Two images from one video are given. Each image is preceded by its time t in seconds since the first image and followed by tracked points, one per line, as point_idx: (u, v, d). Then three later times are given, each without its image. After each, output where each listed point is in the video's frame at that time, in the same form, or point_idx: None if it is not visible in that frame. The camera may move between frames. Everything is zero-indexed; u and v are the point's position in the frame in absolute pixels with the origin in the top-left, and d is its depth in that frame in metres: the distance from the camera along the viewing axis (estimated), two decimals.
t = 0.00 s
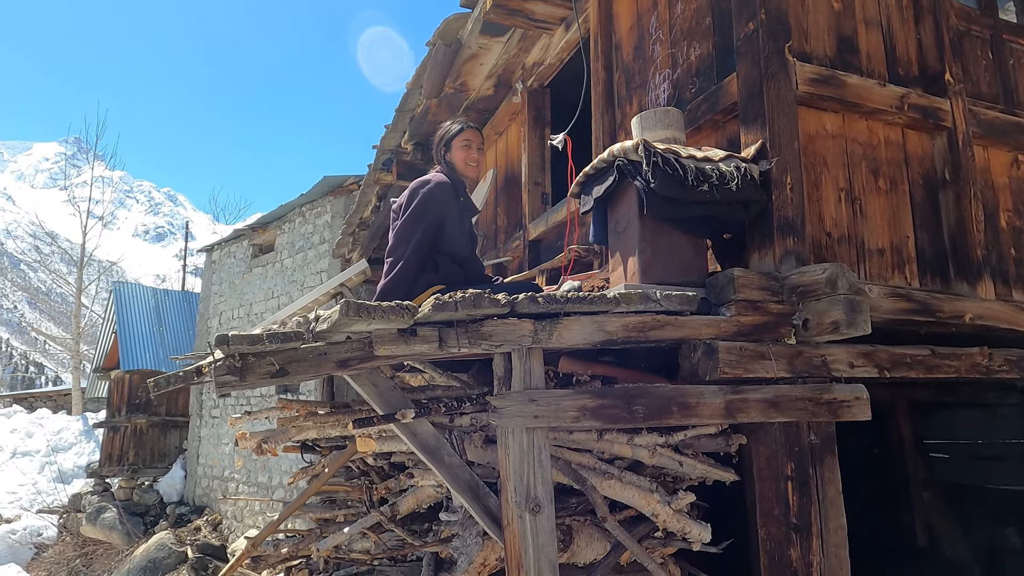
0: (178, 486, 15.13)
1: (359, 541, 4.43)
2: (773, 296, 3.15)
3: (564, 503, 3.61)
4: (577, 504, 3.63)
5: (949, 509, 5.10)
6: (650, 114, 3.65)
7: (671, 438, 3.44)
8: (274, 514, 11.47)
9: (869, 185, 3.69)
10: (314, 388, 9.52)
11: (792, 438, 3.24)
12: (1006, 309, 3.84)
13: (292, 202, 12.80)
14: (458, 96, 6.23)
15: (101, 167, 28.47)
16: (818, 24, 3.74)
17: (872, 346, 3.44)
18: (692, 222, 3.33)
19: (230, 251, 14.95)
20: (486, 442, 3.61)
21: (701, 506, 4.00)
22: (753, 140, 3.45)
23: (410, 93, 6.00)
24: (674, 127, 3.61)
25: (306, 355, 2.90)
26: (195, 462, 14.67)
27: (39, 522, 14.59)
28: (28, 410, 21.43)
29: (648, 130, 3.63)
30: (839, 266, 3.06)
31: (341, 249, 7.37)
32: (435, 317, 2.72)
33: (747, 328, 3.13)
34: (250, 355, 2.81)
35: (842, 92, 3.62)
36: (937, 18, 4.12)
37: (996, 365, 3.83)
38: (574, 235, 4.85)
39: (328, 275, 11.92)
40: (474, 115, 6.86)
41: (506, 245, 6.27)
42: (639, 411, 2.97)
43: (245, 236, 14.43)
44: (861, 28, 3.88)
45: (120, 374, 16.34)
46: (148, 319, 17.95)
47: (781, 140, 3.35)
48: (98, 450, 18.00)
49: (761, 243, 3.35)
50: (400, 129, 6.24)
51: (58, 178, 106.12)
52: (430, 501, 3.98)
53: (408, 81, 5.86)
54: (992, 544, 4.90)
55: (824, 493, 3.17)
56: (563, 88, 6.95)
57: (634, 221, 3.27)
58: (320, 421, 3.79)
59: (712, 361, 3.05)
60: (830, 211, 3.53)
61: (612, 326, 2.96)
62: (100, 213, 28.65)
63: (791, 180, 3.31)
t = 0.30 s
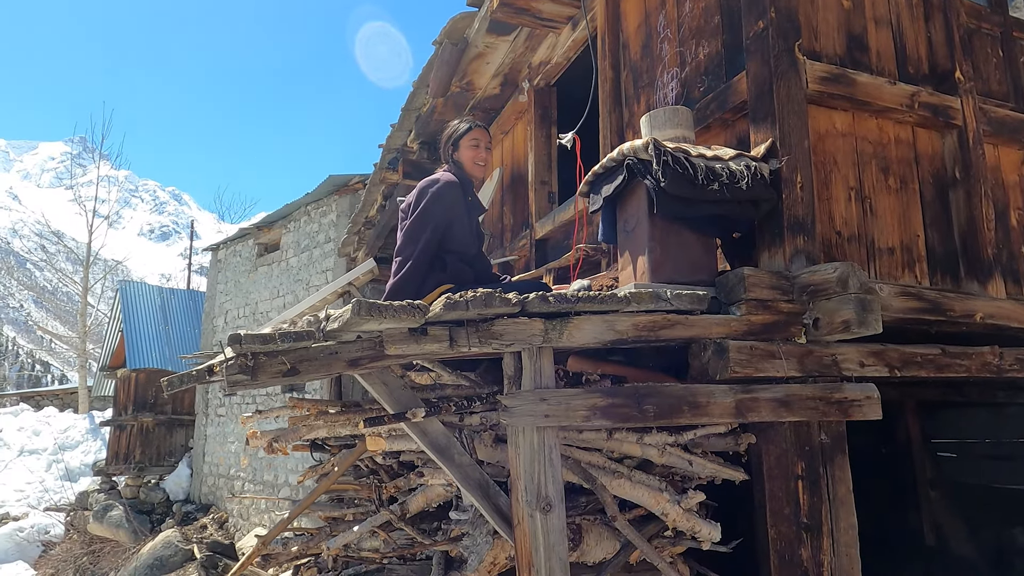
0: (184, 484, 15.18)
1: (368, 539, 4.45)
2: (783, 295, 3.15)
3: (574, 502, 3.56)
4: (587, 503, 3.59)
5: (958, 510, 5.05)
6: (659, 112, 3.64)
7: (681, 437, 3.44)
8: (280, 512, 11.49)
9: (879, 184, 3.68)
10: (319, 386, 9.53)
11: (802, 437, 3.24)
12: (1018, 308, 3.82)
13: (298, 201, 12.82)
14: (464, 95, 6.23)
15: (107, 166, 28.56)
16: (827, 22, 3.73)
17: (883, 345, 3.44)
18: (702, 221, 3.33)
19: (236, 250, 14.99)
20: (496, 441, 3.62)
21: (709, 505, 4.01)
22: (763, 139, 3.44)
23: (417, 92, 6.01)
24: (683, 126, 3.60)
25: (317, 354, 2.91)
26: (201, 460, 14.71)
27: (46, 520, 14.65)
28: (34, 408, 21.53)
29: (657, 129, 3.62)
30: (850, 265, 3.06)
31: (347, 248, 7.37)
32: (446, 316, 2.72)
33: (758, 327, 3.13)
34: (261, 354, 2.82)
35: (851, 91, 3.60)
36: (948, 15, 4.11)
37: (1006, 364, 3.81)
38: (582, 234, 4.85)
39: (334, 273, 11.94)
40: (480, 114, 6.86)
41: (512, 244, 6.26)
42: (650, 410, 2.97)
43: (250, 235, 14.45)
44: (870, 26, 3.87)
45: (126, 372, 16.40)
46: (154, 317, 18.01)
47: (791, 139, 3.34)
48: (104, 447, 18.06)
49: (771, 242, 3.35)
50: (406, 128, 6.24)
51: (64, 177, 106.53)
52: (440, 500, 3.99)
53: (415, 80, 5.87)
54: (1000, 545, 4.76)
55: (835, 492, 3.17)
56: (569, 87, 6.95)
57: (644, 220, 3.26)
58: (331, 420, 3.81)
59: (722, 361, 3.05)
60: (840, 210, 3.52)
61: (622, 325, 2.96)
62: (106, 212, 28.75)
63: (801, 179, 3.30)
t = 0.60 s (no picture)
0: (189, 483, 15.21)
1: (375, 537, 4.45)
2: (791, 293, 3.14)
3: (581, 500, 3.58)
4: (594, 501, 3.60)
5: (963, 510, 5.04)
6: (666, 110, 3.64)
7: (688, 435, 3.44)
8: (284, 511, 11.51)
9: (887, 181, 3.67)
10: (323, 385, 9.53)
11: (810, 435, 3.24)
12: None
13: (301, 201, 12.83)
14: (469, 93, 6.23)
15: (110, 166, 28.61)
16: (835, 19, 3.72)
17: (891, 343, 3.43)
18: (710, 219, 3.32)
19: (240, 250, 15.00)
20: (505, 439, 3.63)
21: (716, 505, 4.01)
22: (770, 137, 3.43)
23: (421, 91, 6.01)
24: (690, 124, 3.59)
25: (325, 353, 2.92)
26: (205, 459, 14.74)
27: (51, 519, 14.69)
28: (39, 407, 21.61)
29: (664, 127, 3.62)
30: (859, 262, 3.05)
31: (351, 248, 7.37)
32: (455, 314, 2.72)
33: (766, 325, 3.12)
34: (270, 352, 2.83)
35: (859, 88, 3.59)
36: (956, 12, 4.09)
37: (1015, 362, 3.80)
38: (588, 232, 4.83)
39: (338, 273, 11.95)
40: (485, 112, 6.86)
41: (517, 243, 6.24)
42: (658, 408, 2.97)
43: (254, 234, 14.48)
44: (878, 23, 3.86)
45: (131, 372, 16.44)
46: (158, 317, 18.04)
47: (799, 136, 3.33)
48: (109, 447, 18.09)
49: (779, 240, 3.34)
50: (411, 127, 6.24)
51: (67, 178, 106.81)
52: (447, 498, 4.00)
53: (419, 79, 5.87)
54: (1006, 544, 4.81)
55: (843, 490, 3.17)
56: (574, 86, 6.94)
57: (651, 218, 3.26)
58: (339, 418, 3.81)
59: (731, 358, 3.05)
60: (847, 208, 3.51)
61: (630, 323, 2.96)
62: (110, 212, 28.81)
63: (809, 176, 3.29)
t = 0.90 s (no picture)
0: (190, 485, 15.23)
1: (375, 541, 4.45)
2: (791, 297, 3.14)
3: (581, 504, 3.60)
4: (593, 505, 3.62)
5: (965, 511, 5.05)
6: (666, 114, 3.64)
7: (688, 438, 3.44)
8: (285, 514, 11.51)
9: (887, 185, 3.67)
10: (324, 388, 9.53)
11: (810, 438, 3.24)
12: None
13: (302, 203, 12.85)
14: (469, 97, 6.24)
15: (112, 169, 28.67)
16: (834, 23, 3.72)
17: (891, 347, 3.43)
18: (710, 223, 3.32)
19: (241, 252, 15.02)
20: (505, 444, 3.64)
21: (717, 509, 3.99)
22: (770, 141, 3.43)
23: (422, 94, 6.02)
24: (690, 128, 3.60)
25: (325, 357, 2.92)
26: (207, 461, 14.75)
27: (53, 521, 14.71)
28: (41, 410, 21.65)
29: (663, 131, 3.63)
30: (858, 266, 3.05)
31: (352, 250, 7.38)
32: (454, 319, 2.73)
33: (766, 329, 3.13)
34: (270, 357, 2.84)
35: (859, 91, 3.60)
36: (955, 16, 4.10)
37: (1016, 366, 3.80)
38: (588, 235, 4.83)
39: (339, 275, 11.97)
40: (486, 116, 6.88)
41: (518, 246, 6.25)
42: (658, 412, 2.97)
43: (256, 237, 14.52)
44: (877, 27, 3.86)
45: (132, 374, 16.45)
46: (160, 319, 18.06)
47: (798, 140, 3.34)
48: (110, 449, 18.08)
49: (779, 244, 3.34)
50: (412, 130, 6.24)
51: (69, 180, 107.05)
52: (447, 502, 4.00)
53: (419, 83, 5.89)
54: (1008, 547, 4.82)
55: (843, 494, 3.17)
56: (575, 89, 6.95)
57: (651, 222, 3.26)
58: (339, 422, 3.80)
59: (730, 363, 3.05)
60: (847, 211, 3.52)
61: (630, 327, 2.96)
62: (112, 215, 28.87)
63: (808, 180, 3.30)
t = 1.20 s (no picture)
0: (191, 491, 15.21)
1: (375, 547, 4.44)
2: (791, 302, 3.14)
3: (581, 510, 3.57)
4: (595, 512, 3.60)
5: (968, 518, 4.99)
6: (665, 120, 3.65)
7: (689, 445, 3.43)
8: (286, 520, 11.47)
9: (887, 190, 3.67)
10: (325, 393, 9.53)
11: (811, 444, 3.23)
12: None
13: (304, 209, 12.87)
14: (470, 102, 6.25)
15: (115, 175, 28.75)
16: (833, 29, 3.73)
17: (892, 352, 3.42)
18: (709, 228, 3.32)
19: (243, 258, 15.03)
20: (504, 449, 3.65)
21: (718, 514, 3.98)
22: (769, 146, 3.43)
23: (423, 100, 6.05)
24: (690, 133, 3.60)
25: (324, 363, 2.91)
26: (208, 467, 14.73)
27: (54, 527, 14.68)
28: (42, 416, 21.65)
29: (663, 136, 3.63)
30: (858, 271, 3.04)
31: (353, 256, 7.38)
32: (453, 324, 2.72)
33: (766, 334, 3.12)
34: (269, 362, 2.83)
35: (859, 97, 3.60)
36: (954, 21, 4.10)
37: (1018, 371, 3.78)
38: (588, 240, 4.83)
39: (340, 281, 11.98)
40: (486, 121, 6.88)
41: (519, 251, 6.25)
42: (658, 418, 2.96)
43: (258, 243, 14.54)
44: (877, 32, 3.86)
45: (134, 380, 16.45)
46: (162, 325, 18.07)
47: (798, 145, 3.33)
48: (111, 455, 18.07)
49: (779, 249, 3.33)
50: (412, 136, 6.25)
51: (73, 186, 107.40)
52: (447, 508, 4.00)
53: (420, 89, 5.90)
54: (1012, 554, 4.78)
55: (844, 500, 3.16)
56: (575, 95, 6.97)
57: (651, 228, 3.26)
58: (338, 428, 3.83)
59: (731, 368, 3.04)
60: (847, 216, 3.51)
61: (630, 332, 2.96)
62: (115, 221, 28.95)
63: (808, 185, 3.29)
